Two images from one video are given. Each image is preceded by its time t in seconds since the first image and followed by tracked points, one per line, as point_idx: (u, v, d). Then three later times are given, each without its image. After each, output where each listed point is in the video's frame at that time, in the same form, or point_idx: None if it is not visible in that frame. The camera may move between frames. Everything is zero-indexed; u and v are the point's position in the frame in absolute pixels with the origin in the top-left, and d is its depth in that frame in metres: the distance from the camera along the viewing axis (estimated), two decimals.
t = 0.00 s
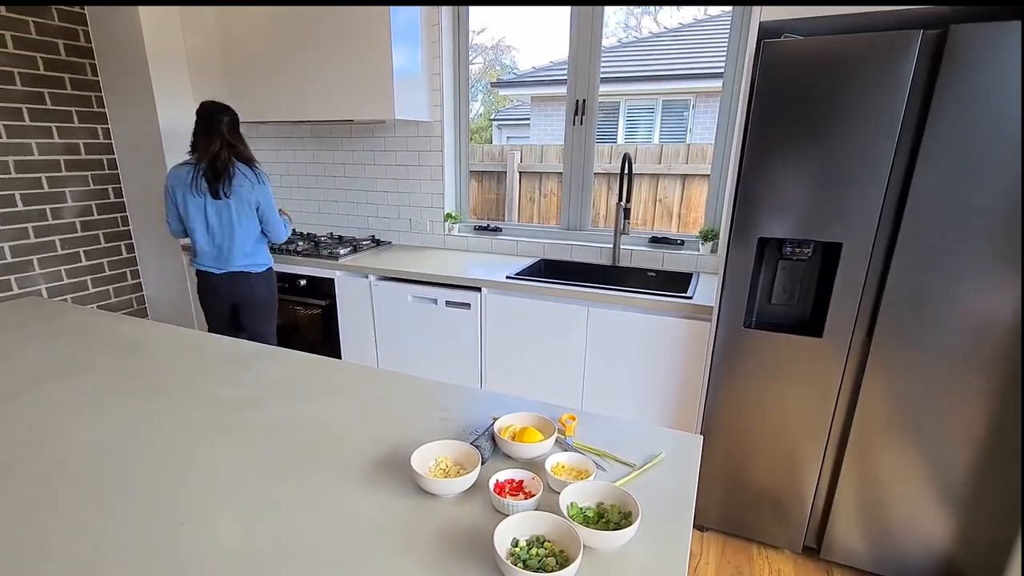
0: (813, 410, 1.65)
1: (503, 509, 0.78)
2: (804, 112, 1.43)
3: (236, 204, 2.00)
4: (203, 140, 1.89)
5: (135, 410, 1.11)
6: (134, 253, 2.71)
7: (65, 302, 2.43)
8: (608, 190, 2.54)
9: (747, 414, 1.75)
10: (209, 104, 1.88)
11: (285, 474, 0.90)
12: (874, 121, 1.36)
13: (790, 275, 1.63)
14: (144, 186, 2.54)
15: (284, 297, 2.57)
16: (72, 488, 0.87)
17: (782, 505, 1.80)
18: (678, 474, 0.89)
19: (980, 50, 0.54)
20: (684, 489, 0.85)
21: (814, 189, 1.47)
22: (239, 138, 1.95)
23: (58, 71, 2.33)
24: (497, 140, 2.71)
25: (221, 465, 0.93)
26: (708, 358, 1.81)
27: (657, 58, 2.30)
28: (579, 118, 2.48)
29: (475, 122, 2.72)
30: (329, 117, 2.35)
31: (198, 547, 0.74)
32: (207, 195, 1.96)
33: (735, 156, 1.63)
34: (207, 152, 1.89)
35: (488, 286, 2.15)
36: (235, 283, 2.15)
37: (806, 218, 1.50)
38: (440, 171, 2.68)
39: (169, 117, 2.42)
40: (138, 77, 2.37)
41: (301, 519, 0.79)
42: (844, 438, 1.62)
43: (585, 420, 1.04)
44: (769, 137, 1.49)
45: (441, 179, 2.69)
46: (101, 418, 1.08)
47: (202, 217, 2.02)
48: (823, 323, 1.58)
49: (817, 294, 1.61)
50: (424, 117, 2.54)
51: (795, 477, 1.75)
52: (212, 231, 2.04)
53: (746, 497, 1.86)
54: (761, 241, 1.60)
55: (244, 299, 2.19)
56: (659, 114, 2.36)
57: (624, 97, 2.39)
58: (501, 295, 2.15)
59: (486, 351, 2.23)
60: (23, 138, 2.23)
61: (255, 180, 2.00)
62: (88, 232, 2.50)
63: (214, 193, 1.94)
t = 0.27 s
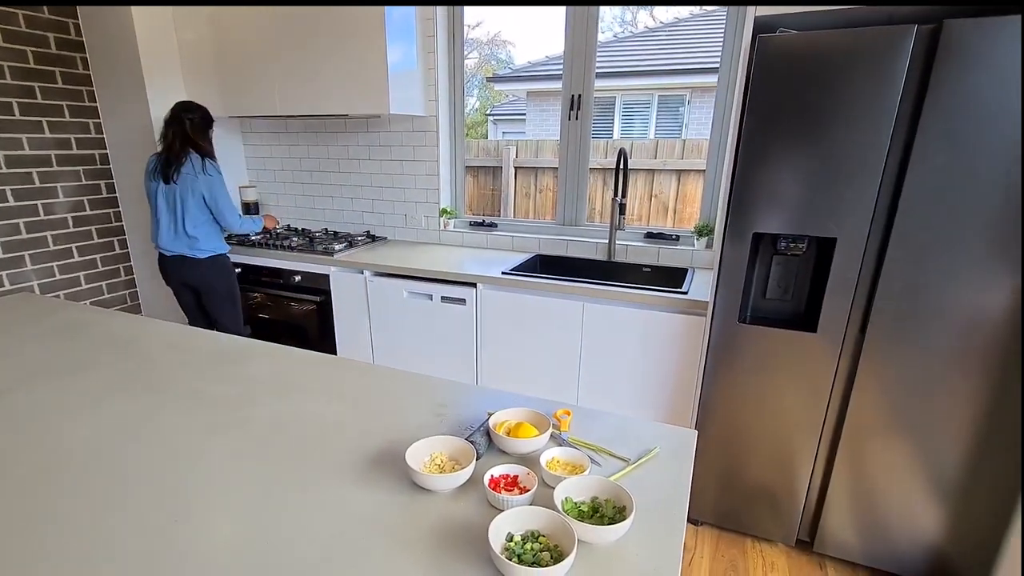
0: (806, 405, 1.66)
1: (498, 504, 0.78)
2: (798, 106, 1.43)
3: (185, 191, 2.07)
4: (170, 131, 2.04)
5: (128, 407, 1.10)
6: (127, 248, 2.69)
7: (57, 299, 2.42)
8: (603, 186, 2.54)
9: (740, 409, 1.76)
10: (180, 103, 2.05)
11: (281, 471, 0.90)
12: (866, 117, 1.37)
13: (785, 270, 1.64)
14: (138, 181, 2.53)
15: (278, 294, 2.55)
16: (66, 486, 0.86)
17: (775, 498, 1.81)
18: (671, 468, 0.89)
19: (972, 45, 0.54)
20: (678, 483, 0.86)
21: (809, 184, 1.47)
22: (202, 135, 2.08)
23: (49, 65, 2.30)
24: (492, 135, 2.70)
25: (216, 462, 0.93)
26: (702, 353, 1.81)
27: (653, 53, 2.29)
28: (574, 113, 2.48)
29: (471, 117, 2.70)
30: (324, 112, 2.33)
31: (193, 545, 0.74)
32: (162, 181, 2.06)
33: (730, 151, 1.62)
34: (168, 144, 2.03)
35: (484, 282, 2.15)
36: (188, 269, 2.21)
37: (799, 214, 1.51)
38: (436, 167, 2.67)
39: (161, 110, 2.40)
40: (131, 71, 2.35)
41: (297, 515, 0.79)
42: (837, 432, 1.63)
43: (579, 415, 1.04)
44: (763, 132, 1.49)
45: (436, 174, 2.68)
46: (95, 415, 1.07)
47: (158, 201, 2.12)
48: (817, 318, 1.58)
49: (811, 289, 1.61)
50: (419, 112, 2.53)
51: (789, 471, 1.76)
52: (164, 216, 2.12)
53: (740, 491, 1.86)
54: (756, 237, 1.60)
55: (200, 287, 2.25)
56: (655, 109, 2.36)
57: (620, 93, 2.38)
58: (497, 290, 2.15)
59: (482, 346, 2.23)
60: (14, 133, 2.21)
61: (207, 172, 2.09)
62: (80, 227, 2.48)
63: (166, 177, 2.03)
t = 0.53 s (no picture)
0: (803, 399, 1.67)
1: (495, 501, 0.79)
2: (795, 102, 1.44)
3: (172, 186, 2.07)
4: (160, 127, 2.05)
5: (127, 406, 1.10)
6: (124, 246, 2.69)
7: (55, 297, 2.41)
8: (601, 182, 2.54)
9: (738, 404, 1.77)
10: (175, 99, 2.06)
11: (280, 468, 0.90)
12: (863, 112, 1.37)
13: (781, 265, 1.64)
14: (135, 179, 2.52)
15: (276, 291, 2.55)
16: (65, 485, 0.87)
17: (772, 492, 1.83)
18: (668, 463, 0.90)
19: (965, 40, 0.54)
20: (674, 478, 0.86)
21: (805, 180, 1.48)
22: (193, 132, 2.08)
23: (43, 61, 2.29)
24: (490, 130, 2.70)
25: (214, 459, 0.93)
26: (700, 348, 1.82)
27: (651, 48, 2.29)
28: (571, 108, 2.47)
29: (468, 112, 2.69)
30: (321, 109, 2.33)
31: (193, 542, 0.75)
32: (151, 175, 2.06)
33: (727, 146, 1.63)
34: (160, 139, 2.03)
35: (482, 278, 2.15)
36: (170, 264, 2.20)
37: (796, 209, 1.51)
38: (433, 163, 2.66)
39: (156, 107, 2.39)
40: (127, 67, 2.34)
41: (296, 512, 0.80)
42: (834, 427, 1.64)
43: (577, 411, 1.05)
44: (760, 127, 1.49)
45: (434, 171, 2.67)
46: (93, 414, 1.07)
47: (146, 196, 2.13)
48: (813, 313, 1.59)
49: (807, 285, 1.62)
50: (416, 108, 2.52)
51: (786, 466, 1.77)
52: (149, 210, 2.13)
53: (738, 486, 1.87)
54: (753, 232, 1.60)
55: (182, 281, 2.25)
56: (653, 104, 2.36)
57: (618, 88, 2.38)
58: (495, 286, 2.15)
59: (479, 342, 2.24)
60: (9, 131, 2.20)
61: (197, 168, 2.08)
62: (77, 225, 2.47)
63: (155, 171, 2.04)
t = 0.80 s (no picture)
0: (804, 395, 1.67)
1: (499, 496, 0.79)
2: (796, 97, 1.43)
3: (145, 187, 2.03)
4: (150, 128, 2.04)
5: (129, 401, 1.10)
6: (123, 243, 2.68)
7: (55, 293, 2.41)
8: (601, 178, 2.54)
9: (738, 400, 1.77)
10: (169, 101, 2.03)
11: (283, 463, 0.90)
12: (865, 108, 1.37)
13: (782, 261, 1.64)
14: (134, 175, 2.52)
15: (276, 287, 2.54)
16: (68, 480, 0.87)
17: (773, 488, 1.83)
18: (671, 458, 0.90)
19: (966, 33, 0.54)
20: (677, 473, 0.86)
21: (807, 175, 1.47)
22: (180, 136, 2.03)
23: (41, 57, 2.28)
24: (489, 126, 2.69)
25: (217, 454, 0.93)
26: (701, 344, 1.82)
27: (651, 43, 2.28)
28: (572, 104, 2.47)
29: (468, 108, 2.69)
30: (320, 104, 2.32)
31: (197, 537, 0.75)
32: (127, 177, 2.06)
33: (729, 142, 1.62)
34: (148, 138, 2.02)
35: (482, 274, 2.15)
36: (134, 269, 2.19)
37: (797, 205, 1.51)
38: (433, 158, 2.66)
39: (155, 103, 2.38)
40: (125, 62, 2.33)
41: (299, 507, 0.80)
42: (834, 422, 1.64)
43: (579, 406, 1.05)
44: (761, 123, 1.49)
45: (434, 167, 2.67)
46: (94, 410, 1.07)
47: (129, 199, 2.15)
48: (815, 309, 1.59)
49: (808, 281, 1.62)
50: (415, 103, 2.52)
51: (786, 462, 1.77)
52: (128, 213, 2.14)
53: (738, 482, 1.88)
54: (754, 228, 1.60)
55: (144, 288, 2.23)
56: (653, 100, 2.35)
57: (618, 83, 2.37)
58: (496, 282, 2.15)
59: (480, 338, 2.24)
60: (7, 126, 2.19)
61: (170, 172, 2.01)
62: (76, 221, 2.47)
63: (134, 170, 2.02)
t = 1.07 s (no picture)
0: (805, 392, 1.67)
1: (501, 490, 0.79)
2: (798, 94, 1.43)
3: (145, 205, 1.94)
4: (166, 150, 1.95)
5: (133, 398, 1.11)
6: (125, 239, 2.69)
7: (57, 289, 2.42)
8: (603, 174, 2.53)
9: (740, 397, 1.78)
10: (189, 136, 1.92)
11: (286, 459, 0.91)
12: (867, 105, 1.37)
13: (784, 258, 1.64)
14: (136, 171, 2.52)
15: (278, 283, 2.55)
16: (73, 476, 0.88)
17: (773, 484, 1.84)
18: (672, 454, 0.90)
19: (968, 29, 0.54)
20: (678, 469, 0.87)
21: (809, 172, 1.47)
22: (200, 171, 1.95)
23: (43, 53, 2.28)
24: (491, 123, 2.69)
25: (221, 450, 0.94)
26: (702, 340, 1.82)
27: (653, 39, 2.27)
28: (573, 100, 2.46)
29: (470, 104, 2.68)
30: (322, 101, 2.32)
31: (201, 533, 0.75)
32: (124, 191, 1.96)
33: (731, 138, 1.62)
34: (159, 167, 1.92)
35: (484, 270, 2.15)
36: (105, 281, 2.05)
37: (799, 202, 1.51)
38: (435, 155, 2.66)
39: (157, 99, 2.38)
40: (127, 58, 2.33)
41: (302, 502, 0.81)
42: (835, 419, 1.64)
43: (580, 402, 1.05)
44: (763, 119, 1.49)
45: (436, 163, 2.67)
46: (98, 406, 1.08)
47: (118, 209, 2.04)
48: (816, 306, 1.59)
49: (810, 277, 1.62)
50: (417, 100, 2.51)
51: (787, 458, 1.78)
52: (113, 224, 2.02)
53: (739, 477, 1.88)
54: (755, 225, 1.60)
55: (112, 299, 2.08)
56: (655, 96, 2.35)
57: (620, 79, 2.37)
58: (497, 279, 2.15)
59: (482, 334, 2.24)
60: (9, 123, 2.19)
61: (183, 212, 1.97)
62: (78, 218, 2.47)
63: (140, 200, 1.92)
